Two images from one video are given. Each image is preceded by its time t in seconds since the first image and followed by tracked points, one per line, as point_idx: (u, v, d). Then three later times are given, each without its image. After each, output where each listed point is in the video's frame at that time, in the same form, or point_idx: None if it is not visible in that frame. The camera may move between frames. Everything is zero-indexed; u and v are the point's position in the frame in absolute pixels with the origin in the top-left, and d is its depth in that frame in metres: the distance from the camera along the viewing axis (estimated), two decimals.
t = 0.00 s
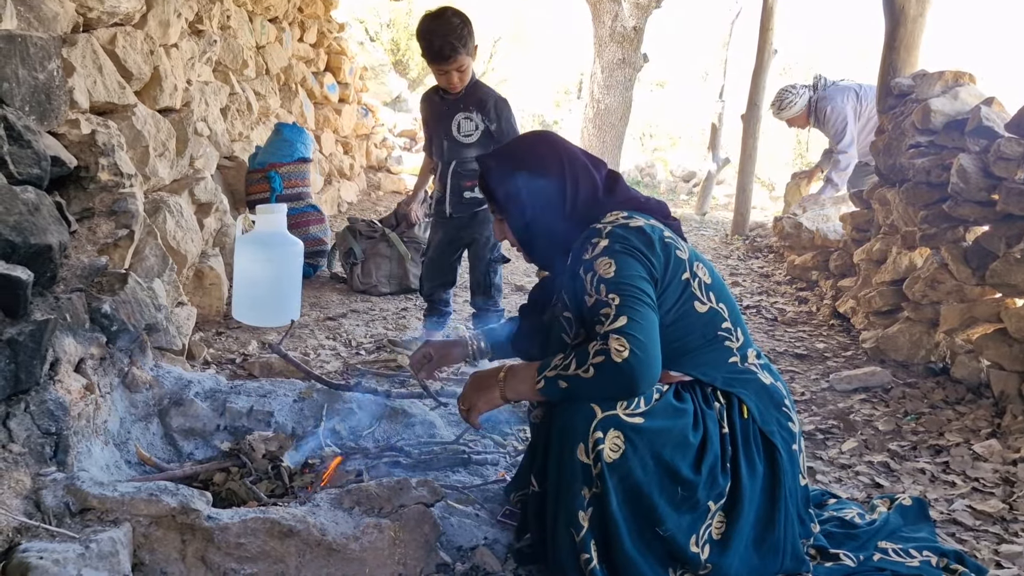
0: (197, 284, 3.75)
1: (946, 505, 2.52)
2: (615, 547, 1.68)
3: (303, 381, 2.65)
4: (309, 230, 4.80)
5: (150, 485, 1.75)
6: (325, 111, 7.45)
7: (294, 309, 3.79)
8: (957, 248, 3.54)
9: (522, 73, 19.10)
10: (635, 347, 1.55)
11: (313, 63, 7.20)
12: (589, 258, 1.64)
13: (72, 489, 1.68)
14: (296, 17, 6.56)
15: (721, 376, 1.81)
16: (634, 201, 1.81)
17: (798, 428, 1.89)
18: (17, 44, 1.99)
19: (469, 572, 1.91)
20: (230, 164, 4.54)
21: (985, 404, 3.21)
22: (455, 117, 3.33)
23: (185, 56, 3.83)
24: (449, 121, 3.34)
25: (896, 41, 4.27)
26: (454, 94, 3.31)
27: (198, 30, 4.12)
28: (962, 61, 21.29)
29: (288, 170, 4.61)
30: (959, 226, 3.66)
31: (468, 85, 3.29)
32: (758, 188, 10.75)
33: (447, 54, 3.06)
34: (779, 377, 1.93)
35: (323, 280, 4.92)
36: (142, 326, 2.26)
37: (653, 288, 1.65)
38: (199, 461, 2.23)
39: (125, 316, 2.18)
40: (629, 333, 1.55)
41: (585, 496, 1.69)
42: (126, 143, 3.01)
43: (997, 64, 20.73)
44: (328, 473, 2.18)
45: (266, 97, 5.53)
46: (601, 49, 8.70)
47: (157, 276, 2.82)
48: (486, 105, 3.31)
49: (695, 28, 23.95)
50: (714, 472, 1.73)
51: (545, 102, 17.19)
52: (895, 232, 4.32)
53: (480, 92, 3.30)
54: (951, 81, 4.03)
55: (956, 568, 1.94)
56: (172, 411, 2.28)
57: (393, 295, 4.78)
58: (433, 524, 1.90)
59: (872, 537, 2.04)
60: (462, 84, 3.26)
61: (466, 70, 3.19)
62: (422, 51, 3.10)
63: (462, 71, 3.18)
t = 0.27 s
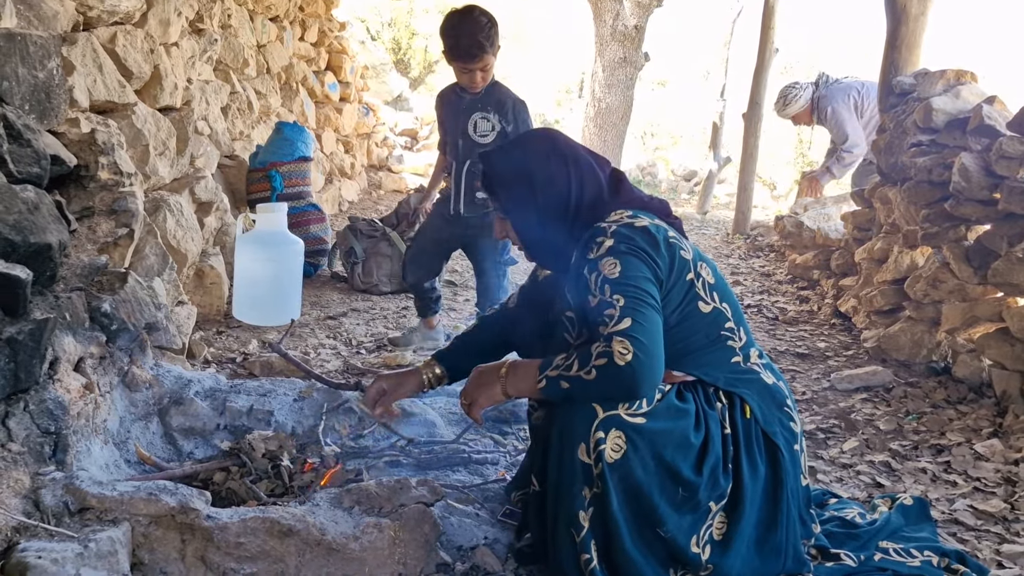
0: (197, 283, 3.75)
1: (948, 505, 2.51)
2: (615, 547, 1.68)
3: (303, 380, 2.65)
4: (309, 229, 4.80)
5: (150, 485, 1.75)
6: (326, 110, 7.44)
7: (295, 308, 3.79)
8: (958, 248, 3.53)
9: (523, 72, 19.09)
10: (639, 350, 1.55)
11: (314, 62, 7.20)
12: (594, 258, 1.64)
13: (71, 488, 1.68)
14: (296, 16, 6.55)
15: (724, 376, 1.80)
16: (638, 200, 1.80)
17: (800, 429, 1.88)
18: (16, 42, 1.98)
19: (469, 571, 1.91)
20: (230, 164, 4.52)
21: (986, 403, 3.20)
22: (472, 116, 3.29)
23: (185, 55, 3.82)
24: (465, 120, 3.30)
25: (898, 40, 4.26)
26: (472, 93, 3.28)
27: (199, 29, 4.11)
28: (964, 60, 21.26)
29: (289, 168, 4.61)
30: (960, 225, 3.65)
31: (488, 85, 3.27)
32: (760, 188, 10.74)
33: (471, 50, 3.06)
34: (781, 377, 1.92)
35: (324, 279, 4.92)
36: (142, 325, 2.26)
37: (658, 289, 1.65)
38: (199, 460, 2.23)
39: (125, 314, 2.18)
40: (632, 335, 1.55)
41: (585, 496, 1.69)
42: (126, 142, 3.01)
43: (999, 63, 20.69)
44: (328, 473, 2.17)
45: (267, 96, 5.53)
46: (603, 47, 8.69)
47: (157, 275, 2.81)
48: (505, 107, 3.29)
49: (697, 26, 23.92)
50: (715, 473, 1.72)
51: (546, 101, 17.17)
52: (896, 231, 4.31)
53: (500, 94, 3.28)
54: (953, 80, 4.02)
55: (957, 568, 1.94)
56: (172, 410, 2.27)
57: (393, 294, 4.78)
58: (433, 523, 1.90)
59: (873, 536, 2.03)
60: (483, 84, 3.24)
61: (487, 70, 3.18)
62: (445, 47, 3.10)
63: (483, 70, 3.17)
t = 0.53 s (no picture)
0: (199, 283, 3.75)
1: (951, 505, 2.51)
2: (620, 549, 1.68)
3: (305, 381, 2.65)
4: (310, 229, 4.79)
5: (151, 485, 1.75)
6: (327, 110, 7.44)
7: (297, 307, 3.80)
8: (960, 247, 3.53)
9: (524, 71, 19.08)
10: (646, 353, 1.55)
11: (314, 61, 7.19)
12: (599, 259, 1.63)
13: (72, 489, 1.67)
14: (297, 15, 6.55)
15: (729, 376, 1.80)
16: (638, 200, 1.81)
17: (805, 428, 1.88)
18: (17, 43, 1.98)
19: (472, 572, 1.90)
20: (231, 163, 4.54)
21: (989, 403, 3.20)
22: (476, 115, 3.25)
23: (186, 54, 3.82)
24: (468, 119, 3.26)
25: (900, 39, 4.25)
26: (473, 92, 3.25)
27: (200, 28, 4.11)
28: (965, 58, 21.24)
29: (290, 168, 4.61)
30: (962, 224, 3.65)
31: (491, 84, 3.26)
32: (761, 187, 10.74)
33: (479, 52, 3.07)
34: (785, 375, 1.92)
35: (326, 279, 4.92)
36: (144, 325, 2.26)
37: (663, 289, 1.65)
38: (200, 461, 2.23)
39: (126, 315, 2.18)
40: (638, 339, 1.55)
41: (591, 500, 1.69)
42: (127, 142, 3.00)
43: (1000, 61, 20.67)
44: (330, 473, 2.16)
45: (268, 95, 5.52)
46: (604, 46, 8.68)
47: (158, 275, 2.81)
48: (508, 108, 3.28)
49: (697, 25, 23.90)
50: (722, 474, 1.72)
51: (547, 101, 17.17)
52: (898, 231, 4.30)
53: (503, 95, 3.27)
54: (955, 79, 4.01)
55: (961, 568, 1.93)
56: (174, 410, 2.27)
57: (395, 294, 4.78)
58: (436, 524, 1.89)
59: (876, 537, 2.03)
60: (485, 83, 3.22)
61: (490, 70, 3.17)
62: (450, 45, 3.11)
63: (485, 70, 3.16)
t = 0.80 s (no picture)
0: (201, 282, 3.75)
1: (953, 503, 2.51)
2: (622, 550, 1.68)
3: (307, 379, 2.67)
4: (313, 229, 4.80)
5: (155, 484, 1.75)
6: (329, 109, 7.44)
7: (300, 308, 3.80)
8: (962, 245, 3.53)
9: (525, 70, 19.08)
10: (645, 354, 1.55)
11: (315, 61, 7.20)
12: (598, 260, 1.64)
13: (77, 488, 1.68)
14: (299, 15, 6.55)
15: (729, 375, 1.80)
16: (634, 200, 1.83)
17: (806, 426, 1.88)
18: (21, 43, 1.98)
19: (475, 571, 1.90)
20: (233, 162, 4.57)
21: (990, 401, 3.20)
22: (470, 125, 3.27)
23: (188, 54, 3.82)
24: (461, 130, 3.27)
25: (902, 37, 4.25)
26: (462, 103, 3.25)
27: (202, 28, 4.11)
28: (966, 56, 21.23)
29: (292, 168, 4.62)
30: (964, 223, 3.65)
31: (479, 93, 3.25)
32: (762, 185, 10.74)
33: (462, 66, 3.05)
34: (786, 374, 1.92)
35: (328, 278, 4.92)
36: (147, 325, 2.26)
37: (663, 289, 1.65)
38: (204, 460, 2.24)
39: (130, 314, 2.18)
40: (636, 340, 1.55)
41: (592, 500, 1.69)
42: (130, 142, 3.01)
43: (1002, 60, 20.65)
44: (333, 472, 2.16)
45: (269, 95, 5.53)
46: (605, 45, 8.67)
47: (161, 275, 2.82)
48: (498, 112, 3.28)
49: (698, 24, 23.89)
50: (722, 474, 1.72)
51: (548, 99, 17.16)
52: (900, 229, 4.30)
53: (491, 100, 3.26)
54: (957, 78, 4.01)
55: (963, 566, 1.94)
56: (177, 409, 2.28)
57: (397, 293, 4.78)
58: (439, 523, 1.91)
59: (878, 535, 2.03)
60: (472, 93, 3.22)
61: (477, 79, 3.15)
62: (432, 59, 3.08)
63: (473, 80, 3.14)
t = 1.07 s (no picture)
0: (204, 281, 3.76)
1: (955, 501, 2.51)
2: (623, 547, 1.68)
3: (310, 377, 2.68)
4: (315, 227, 4.80)
5: (160, 482, 1.76)
6: (331, 108, 7.45)
7: (302, 305, 3.80)
8: (964, 244, 3.53)
9: (526, 68, 19.08)
10: (647, 352, 1.55)
11: (317, 60, 7.20)
12: (600, 259, 1.64)
13: (82, 486, 1.69)
14: (300, 13, 6.56)
15: (730, 373, 1.80)
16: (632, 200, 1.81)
17: (807, 424, 1.89)
18: (25, 42, 1.99)
19: (478, 569, 1.91)
20: (235, 161, 4.60)
21: (992, 399, 3.20)
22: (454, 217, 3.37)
23: (190, 53, 3.83)
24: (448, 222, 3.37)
25: (903, 36, 4.25)
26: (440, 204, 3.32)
27: (204, 27, 4.12)
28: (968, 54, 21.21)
29: (295, 166, 4.62)
30: (966, 221, 3.65)
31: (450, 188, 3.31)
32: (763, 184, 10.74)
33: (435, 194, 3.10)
34: (787, 373, 1.93)
35: (330, 277, 4.93)
36: (151, 323, 2.27)
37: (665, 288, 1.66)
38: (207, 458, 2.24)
39: (133, 313, 2.19)
40: (638, 339, 1.55)
41: (594, 497, 1.69)
42: (133, 141, 3.01)
43: (1003, 58, 20.64)
44: (337, 471, 2.18)
45: (271, 93, 5.53)
46: (606, 44, 8.67)
47: (164, 273, 2.83)
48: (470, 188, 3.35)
49: (699, 22, 23.89)
50: (723, 471, 1.73)
51: (549, 98, 17.16)
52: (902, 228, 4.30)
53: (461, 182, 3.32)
54: (958, 76, 4.01)
55: (965, 564, 1.95)
56: (181, 408, 2.28)
57: (398, 291, 4.79)
58: (442, 521, 1.90)
59: (880, 532, 2.04)
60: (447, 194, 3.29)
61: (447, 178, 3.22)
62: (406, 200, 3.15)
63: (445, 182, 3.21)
